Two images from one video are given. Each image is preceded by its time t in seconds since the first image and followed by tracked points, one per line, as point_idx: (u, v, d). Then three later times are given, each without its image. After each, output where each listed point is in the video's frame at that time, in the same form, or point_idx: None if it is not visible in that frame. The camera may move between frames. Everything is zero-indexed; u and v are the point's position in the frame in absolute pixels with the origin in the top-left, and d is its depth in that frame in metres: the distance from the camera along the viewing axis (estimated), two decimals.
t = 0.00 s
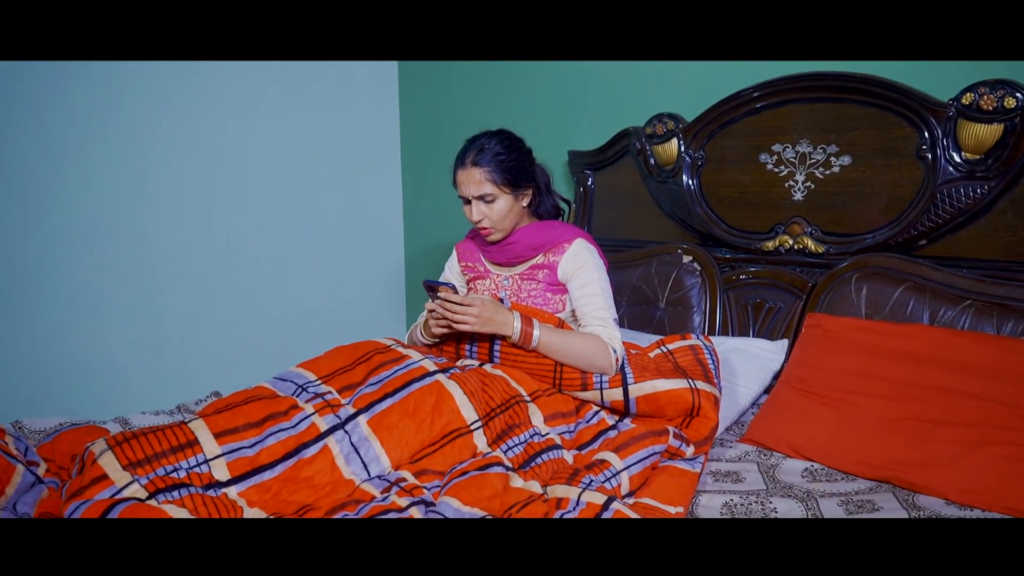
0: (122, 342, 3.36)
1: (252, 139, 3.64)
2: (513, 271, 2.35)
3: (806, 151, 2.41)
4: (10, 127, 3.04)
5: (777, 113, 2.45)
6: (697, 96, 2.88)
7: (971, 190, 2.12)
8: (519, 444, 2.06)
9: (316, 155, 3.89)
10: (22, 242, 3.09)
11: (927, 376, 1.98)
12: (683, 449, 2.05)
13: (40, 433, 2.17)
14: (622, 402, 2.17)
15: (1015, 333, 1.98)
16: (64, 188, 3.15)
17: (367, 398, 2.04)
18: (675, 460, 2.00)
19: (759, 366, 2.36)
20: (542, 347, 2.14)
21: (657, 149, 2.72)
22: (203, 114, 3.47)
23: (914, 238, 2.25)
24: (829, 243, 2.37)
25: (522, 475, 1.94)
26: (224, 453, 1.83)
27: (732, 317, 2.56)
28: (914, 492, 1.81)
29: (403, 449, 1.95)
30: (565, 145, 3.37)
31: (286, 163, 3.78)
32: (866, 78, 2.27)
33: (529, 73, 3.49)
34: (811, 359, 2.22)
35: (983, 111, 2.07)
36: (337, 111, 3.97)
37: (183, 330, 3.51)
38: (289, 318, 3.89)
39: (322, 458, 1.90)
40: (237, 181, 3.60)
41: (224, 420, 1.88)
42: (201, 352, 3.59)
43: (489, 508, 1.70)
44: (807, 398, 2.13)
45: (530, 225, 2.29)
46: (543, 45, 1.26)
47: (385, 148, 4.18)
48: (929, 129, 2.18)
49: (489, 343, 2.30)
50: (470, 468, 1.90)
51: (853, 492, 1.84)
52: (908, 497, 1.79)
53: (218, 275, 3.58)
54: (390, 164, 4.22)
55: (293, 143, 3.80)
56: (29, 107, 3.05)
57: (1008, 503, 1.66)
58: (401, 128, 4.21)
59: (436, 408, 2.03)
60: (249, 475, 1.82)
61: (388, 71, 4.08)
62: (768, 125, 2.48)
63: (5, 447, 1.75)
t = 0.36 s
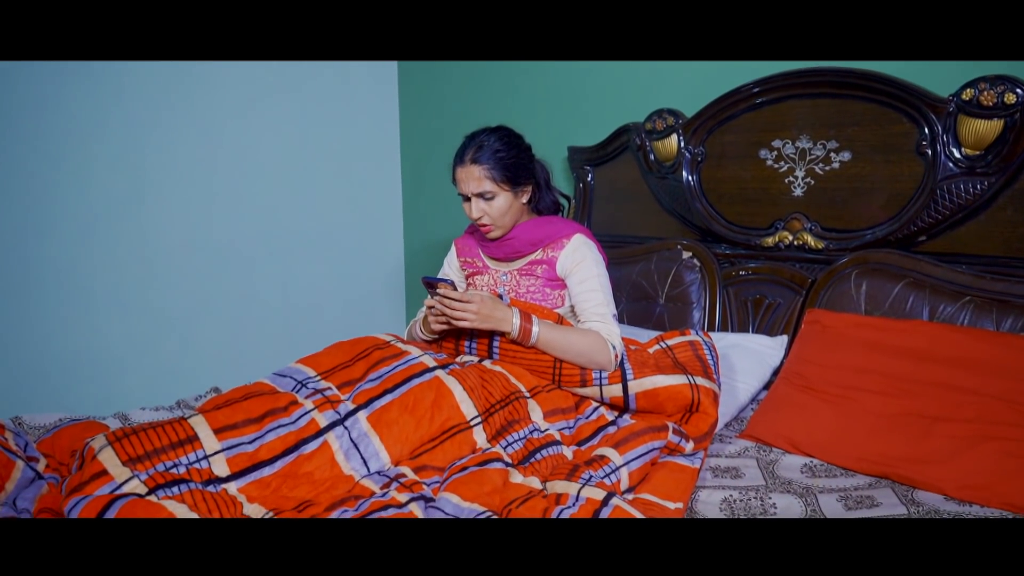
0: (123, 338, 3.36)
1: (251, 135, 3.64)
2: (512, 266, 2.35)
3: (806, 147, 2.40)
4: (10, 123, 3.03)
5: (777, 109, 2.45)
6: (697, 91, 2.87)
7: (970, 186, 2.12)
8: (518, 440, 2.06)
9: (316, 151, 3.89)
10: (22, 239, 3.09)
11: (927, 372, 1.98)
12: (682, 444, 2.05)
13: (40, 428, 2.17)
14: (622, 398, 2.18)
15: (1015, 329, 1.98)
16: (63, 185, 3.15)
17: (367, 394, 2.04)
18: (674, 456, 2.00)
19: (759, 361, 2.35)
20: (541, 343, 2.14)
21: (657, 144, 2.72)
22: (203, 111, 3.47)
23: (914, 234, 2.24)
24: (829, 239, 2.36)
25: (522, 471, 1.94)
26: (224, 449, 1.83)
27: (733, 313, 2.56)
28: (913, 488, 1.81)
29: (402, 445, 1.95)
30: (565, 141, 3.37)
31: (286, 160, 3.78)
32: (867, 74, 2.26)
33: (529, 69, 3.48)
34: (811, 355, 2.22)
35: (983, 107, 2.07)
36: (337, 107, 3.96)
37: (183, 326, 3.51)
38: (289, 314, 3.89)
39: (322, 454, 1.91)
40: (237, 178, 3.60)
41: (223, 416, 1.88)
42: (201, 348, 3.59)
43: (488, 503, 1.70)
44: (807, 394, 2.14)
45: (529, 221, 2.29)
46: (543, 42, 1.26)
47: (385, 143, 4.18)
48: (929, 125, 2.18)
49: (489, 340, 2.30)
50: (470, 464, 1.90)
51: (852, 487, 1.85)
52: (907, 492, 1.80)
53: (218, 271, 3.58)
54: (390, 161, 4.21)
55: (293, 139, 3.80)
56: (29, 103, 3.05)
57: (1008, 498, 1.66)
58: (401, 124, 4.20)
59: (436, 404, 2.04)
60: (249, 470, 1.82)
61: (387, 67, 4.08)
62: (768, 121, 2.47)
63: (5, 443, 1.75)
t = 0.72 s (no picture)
0: (122, 336, 3.36)
1: (251, 133, 3.64)
2: (511, 265, 2.35)
3: (806, 145, 2.40)
4: (11, 121, 3.03)
5: (777, 106, 2.45)
6: (697, 90, 2.87)
7: (970, 184, 2.12)
8: (518, 438, 2.06)
9: (316, 149, 3.89)
10: (21, 237, 3.09)
11: (926, 370, 1.98)
12: (681, 443, 2.05)
13: (39, 426, 2.17)
14: (621, 397, 2.18)
15: (1015, 327, 1.98)
16: (63, 182, 3.14)
17: (367, 392, 2.05)
18: (674, 454, 2.01)
19: (759, 360, 2.32)
20: (541, 342, 2.14)
21: (656, 142, 2.72)
22: (203, 109, 3.46)
23: (914, 232, 2.24)
24: (829, 237, 2.36)
25: (521, 469, 1.94)
26: (223, 446, 1.83)
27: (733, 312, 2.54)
28: (912, 486, 1.81)
29: (402, 443, 1.96)
30: (565, 139, 3.36)
31: (286, 159, 3.78)
32: (866, 72, 2.26)
33: (529, 67, 3.48)
34: (810, 353, 2.22)
35: (983, 105, 2.07)
36: (337, 105, 3.96)
37: (183, 324, 3.51)
38: (288, 312, 3.89)
39: (321, 451, 1.91)
40: (237, 176, 3.60)
41: (223, 414, 1.88)
42: (201, 346, 3.59)
43: (487, 501, 1.70)
44: (806, 392, 2.14)
45: (528, 219, 2.29)
46: (545, 41, 1.26)
47: (384, 141, 4.17)
48: (929, 123, 2.18)
49: (488, 338, 2.29)
50: (469, 462, 1.90)
51: (852, 485, 1.85)
52: (906, 490, 1.80)
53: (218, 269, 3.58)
54: (390, 159, 4.21)
55: (292, 138, 3.80)
56: (30, 101, 3.04)
57: (1008, 497, 1.66)
58: (401, 122, 4.20)
59: (435, 401, 2.04)
60: (249, 468, 1.83)
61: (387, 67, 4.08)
62: (768, 119, 2.47)
63: (4, 441, 1.75)
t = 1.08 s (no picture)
0: (123, 335, 3.36)
1: (251, 133, 3.64)
2: (510, 265, 2.34)
3: (806, 144, 2.40)
4: (12, 120, 3.03)
5: (777, 105, 2.45)
6: (697, 89, 2.87)
7: (970, 183, 2.12)
8: (518, 437, 2.06)
9: (316, 149, 3.89)
10: (21, 237, 3.08)
11: (926, 369, 1.98)
12: (681, 441, 2.05)
13: (39, 425, 2.17)
14: (621, 396, 2.19)
15: (1014, 326, 1.98)
16: (62, 182, 3.14)
17: (367, 391, 2.05)
18: (673, 453, 2.01)
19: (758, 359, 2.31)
20: (540, 342, 2.14)
21: (656, 141, 2.72)
22: (203, 108, 3.46)
23: (914, 231, 2.24)
24: (829, 236, 2.36)
25: (521, 467, 1.94)
26: (224, 445, 1.83)
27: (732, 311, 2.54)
28: (912, 485, 1.82)
29: (402, 441, 1.96)
30: (565, 138, 3.36)
31: (286, 158, 3.78)
32: (866, 70, 2.26)
33: (529, 65, 3.48)
34: (810, 353, 2.22)
35: (983, 104, 2.07)
36: (336, 105, 3.96)
37: (183, 324, 3.51)
38: (288, 312, 3.89)
39: (321, 450, 1.91)
40: (237, 176, 3.60)
41: (223, 413, 1.88)
42: (201, 345, 3.59)
43: (487, 500, 1.70)
44: (806, 391, 2.14)
45: (527, 219, 2.29)
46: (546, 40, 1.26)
47: (384, 141, 4.17)
48: (929, 121, 2.18)
49: (488, 337, 2.28)
50: (469, 461, 1.91)
51: (851, 484, 1.85)
52: (906, 489, 1.80)
53: (218, 268, 3.58)
54: (390, 159, 4.22)
55: (292, 137, 3.80)
56: (30, 101, 3.04)
57: (1008, 495, 1.66)
58: (401, 121, 4.20)
59: (435, 401, 2.04)
60: (249, 466, 1.83)
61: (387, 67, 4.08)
62: (768, 117, 2.47)
63: (4, 440, 1.75)
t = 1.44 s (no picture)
0: (123, 335, 3.36)
1: (251, 134, 3.64)
2: (508, 266, 2.33)
3: (806, 144, 2.40)
4: (12, 120, 3.04)
5: (777, 105, 2.44)
6: (696, 88, 2.87)
7: (970, 182, 2.12)
8: (518, 437, 2.06)
9: (315, 148, 3.89)
10: (22, 237, 3.09)
11: (925, 369, 1.98)
12: (680, 441, 2.05)
13: (39, 425, 2.17)
14: (620, 397, 2.19)
15: (1014, 326, 1.98)
16: (63, 182, 3.14)
17: (367, 391, 2.05)
18: (673, 453, 2.01)
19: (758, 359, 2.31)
20: (539, 343, 2.14)
21: (656, 141, 2.71)
22: (203, 107, 3.47)
23: (913, 230, 2.24)
24: (828, 236, 2.36)
25: (521, 467, 1.95)
26: (223, 445, 1.83)
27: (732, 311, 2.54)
28: (912, 484, 1.82)
29: (402, 441, 1.96)
30: (564, 138, 3.37)
31: (285, 158, 3.78)
32: (866, 70, 2.26)
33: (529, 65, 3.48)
34: (809, 353, 2.22)
35: (983, 103, 2.07)
36: (336, 104, 3.96)
37: (184, 323, 3.51)
38: (288, 311, 3.89)
39: (321, 450, 1.91)
40: (237, 175, 3.60)
41: (223, 413, 1.88)
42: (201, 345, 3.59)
43: (487, 500, 1.70)
44: (806, 391, 2.14)
45: (525, 220, 2.28)
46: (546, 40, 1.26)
47: (383, 141, 4.17)
48: (928, 121, 2.18)
49: (487, 339, 2.27)
50: (469, 461, 1.91)
51: (851, 484, 1.85)
52: (906, 489, 1.80)
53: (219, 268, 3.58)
54: (390, 159, 4.22)
55: (292, 137, 3.80)
56: (30, 101, 3.05)
57: (1008, 495, 1.66)
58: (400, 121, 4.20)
59: (435, 400, 2.04)
60: (249, 466, 1.83)
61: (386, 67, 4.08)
62: (768, 117, 2.47)
63: (4, 440, 1.75)
